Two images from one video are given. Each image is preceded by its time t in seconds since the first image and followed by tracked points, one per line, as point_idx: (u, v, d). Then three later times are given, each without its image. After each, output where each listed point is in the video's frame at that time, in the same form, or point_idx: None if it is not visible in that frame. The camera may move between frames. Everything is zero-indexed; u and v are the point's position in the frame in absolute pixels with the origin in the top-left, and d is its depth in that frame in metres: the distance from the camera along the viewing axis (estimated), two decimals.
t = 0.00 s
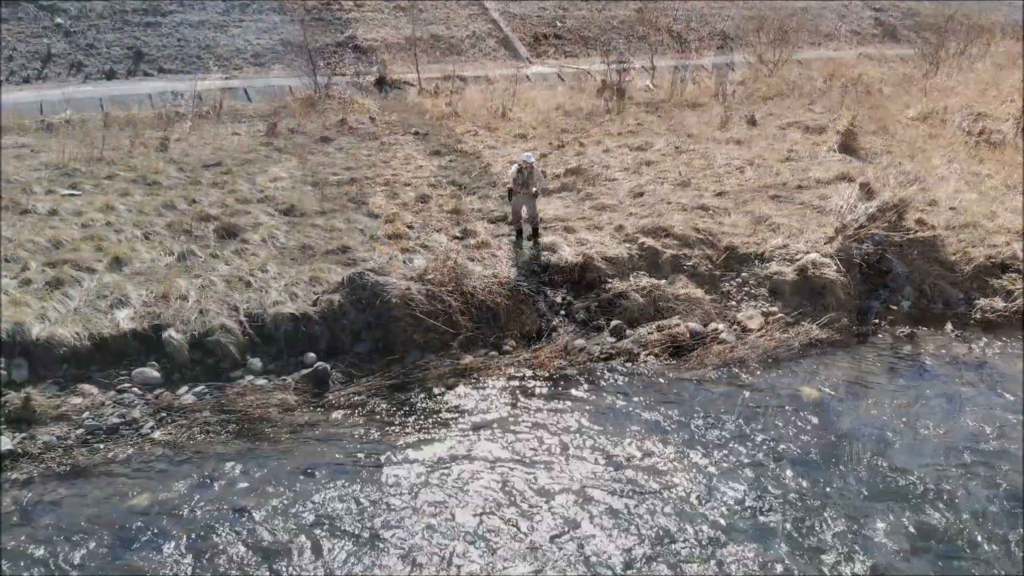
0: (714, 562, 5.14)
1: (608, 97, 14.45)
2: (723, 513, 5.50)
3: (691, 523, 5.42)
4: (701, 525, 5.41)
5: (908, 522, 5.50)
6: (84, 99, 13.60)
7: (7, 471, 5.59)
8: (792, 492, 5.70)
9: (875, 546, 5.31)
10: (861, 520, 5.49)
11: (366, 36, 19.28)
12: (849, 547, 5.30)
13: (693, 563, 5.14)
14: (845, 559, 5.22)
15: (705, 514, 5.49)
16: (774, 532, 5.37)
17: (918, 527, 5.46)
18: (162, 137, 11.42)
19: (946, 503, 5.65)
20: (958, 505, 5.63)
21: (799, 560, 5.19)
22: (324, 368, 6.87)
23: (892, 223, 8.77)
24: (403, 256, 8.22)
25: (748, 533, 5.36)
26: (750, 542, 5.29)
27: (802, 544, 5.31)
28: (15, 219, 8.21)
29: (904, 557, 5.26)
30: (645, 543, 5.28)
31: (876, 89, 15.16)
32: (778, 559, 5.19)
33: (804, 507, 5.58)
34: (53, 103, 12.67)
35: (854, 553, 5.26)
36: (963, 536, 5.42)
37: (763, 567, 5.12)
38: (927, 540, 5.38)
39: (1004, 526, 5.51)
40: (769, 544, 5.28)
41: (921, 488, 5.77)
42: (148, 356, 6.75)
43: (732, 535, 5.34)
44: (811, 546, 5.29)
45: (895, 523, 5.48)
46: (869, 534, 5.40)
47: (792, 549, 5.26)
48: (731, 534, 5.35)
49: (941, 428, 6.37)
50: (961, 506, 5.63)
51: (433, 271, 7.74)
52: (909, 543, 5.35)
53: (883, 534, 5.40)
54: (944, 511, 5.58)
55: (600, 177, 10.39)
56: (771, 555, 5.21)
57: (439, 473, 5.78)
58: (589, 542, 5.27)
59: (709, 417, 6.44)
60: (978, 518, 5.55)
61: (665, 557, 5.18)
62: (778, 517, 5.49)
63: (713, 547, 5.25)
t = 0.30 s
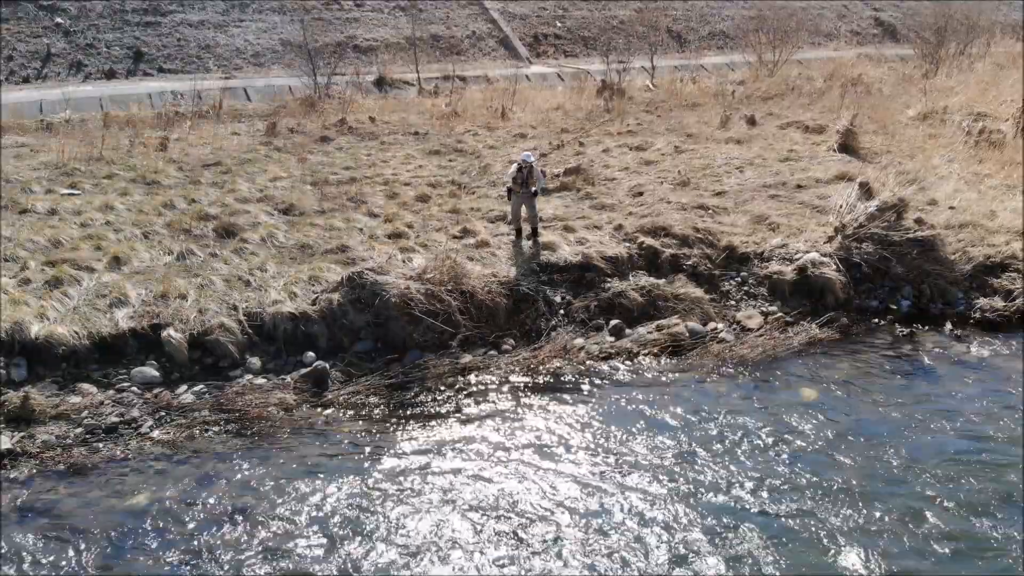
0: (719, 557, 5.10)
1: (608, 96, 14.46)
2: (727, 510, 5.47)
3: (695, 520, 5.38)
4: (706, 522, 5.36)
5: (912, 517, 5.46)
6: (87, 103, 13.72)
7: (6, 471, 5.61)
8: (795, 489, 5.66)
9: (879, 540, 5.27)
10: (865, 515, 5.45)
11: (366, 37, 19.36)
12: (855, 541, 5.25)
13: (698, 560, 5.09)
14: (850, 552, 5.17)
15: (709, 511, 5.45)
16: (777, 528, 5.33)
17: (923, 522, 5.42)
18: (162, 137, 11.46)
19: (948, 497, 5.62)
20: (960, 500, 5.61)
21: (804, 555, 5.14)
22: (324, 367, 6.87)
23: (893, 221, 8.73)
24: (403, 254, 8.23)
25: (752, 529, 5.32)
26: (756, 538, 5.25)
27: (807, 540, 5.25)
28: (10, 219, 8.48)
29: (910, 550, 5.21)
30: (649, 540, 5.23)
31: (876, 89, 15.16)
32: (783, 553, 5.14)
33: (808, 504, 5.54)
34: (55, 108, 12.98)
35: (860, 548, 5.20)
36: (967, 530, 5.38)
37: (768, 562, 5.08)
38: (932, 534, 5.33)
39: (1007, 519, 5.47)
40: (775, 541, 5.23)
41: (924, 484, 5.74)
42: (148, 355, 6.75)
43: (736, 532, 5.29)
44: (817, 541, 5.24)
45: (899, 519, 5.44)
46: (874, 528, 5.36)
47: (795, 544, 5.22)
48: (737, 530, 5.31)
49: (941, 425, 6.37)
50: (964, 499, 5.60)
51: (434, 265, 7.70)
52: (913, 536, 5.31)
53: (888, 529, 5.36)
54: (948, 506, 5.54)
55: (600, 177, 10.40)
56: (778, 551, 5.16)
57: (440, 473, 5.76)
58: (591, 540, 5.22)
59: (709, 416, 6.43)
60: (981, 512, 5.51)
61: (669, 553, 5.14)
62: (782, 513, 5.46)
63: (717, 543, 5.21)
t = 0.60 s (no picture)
0: (722, 557, 5.09)
1: (608, 96, 14.45)
2: (729, 509, 5.45)
3: (698, 519, 5.36)
4: (708, 521, 5.35)
5: (914, 515, 5.45)
6: (87, 103, 13.71)
7: (4, 471, 5.61)
8: (797, 488, 5.65)
9: (882, 538, 5.26)
10: (867, 514, 5.45)
11: (366, 37, 19.36)
12: (857, 540, 5.24)
13: (701, 560, 5.07)
14: (853, 551, 5.16)
15: (712, 510, 5.44)
16: (780, 527, 5.31)
17: (925, 521, 5.41)
18: (162, 137, 11.45)
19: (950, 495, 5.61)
20: (962, 497, 5.59)
21: (806, 555, 5.13)
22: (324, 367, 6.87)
23: (893, 221, 8.73)
24: (403, 254, 8.23)
25: (755, 528, 5.30)
26: (758, 536, 5.24)
27: (810, 539, 5.24)
28: (11, 219, 8.48)
29: (912, 548, 5.20)
30: (651, 539, 5.22)
31: (876, 89, 15.15)
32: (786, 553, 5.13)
33: (810, 502, 5.53)
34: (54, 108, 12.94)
35: (862, 547, 5.19)
36: (970, 528, 5.37)
37: (770, 562, 5.06)
38: (934, 532, 5.32)
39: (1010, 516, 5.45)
40: (778, 540, 5.22)
41: (926, 483, 5.72)
42: (147, 355, 6.76)
43: (739, 531, 5.28)
44: (820, 540, 5.23)
45: (901, 517, 5.43)
46: (876, 526, 5.35)
47: (798, 543, 5.20)
48: (740, 529, 5.29)
49: (942, 424, 6.36)
50: (966, 497, 5.59)
51: (434, 264, 7.70)
52: (916, 534, 5.30)
53: (890, 527, 5.35)
54: (950, 504, 5.54)
55: (600, 177, 10.40)
56: (782, 551, 5.14)
57: (440, 473, 5.75)
58: (593, 539, 5.21)
59: (708, 415, 6.43)
60: (983, 510, 5.50)
61: (672, 552, 5.12)
62: (784, 512, 5.44)
63: (720, 542, 5.19)
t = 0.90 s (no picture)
0: (725, 560, 5.06)
1: (608, 96, 14.43)
2: (730, 512, 5.42)
3: (699, 523, 5.33)
4: (709, 525, 5.32)
5: (915, 517, 5.42)
6: (87, 102, 13.72)
7: (4, 470, 5.60)
8: (799, 492, 5.61)
9: (884, 541, 5.23)
10: (868, 517, 5.42)
11: (366, 36, 19.36)
12: (857, 541, 5.23)
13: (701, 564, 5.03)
14: (853, 554, 5.13)
15: (713, 513, 5.41)
16: (780, 531, 5.29)
17: (926, 522, 5.38)
18: (162, 136, 11.45)
19: (951, 497, 5.58)
20: (963, 500, 5.56)
21: (804, 552, 5.14)
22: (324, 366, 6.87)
23: (893, 220, 8.72)
24: (403, 253, 8.22)
25: (755, 531, 5.28)
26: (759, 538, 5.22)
27: (811, 543, 5.20)
28: (10, 218, 8.48)
29: (913, 550, 5.17)
30: (651, 541, 5.19)
31: (876, 89, 15.14)
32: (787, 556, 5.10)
33: (812, 505, 5.50)
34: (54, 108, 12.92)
35: (863, 549, 5.17)
36: (972, 531, 5.33)
37: (771, 565, 5.03)
38: (935, 534, 5.29)
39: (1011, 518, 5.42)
40: (779, 543, 5.19)
41: (927, 484, 5.70)
42: (147, 354, 6.76)
43: (740, 535, 5.24)
44: (821, 544, 5.20)
45: (902, 520, 5.40)
46: (877, 529, 5.32)
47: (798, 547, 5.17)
48: (741, 533, 5.26)
49: (942, 424, 6.34)
50: (966, 499, 5.57)
51: (434, 263, 7.69)
52: (917, 536, 5.27)
53: (891, 530, 5.32)
54: (952, 507, 5.50)
55: (601, 176, 10.38)
56: (785, 555, 5.11)
57: (439, 475, 5.72)
58: (593, 542, 5.17)
59: (709, 414, 6.42)
60: (984, 511, 5.47)
61: (671, 555, 5.09)
62: (786, 515, 5.41)
63: (720, 545, 5.16)
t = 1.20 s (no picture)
0: (727, 561, 5.04)
1: (608, 96, 14.42)
2: (730, 513, 5.40)
3: (700, 524, 5.31)
4: (711, 525, 5.30)
5: (916, 517, 5.41)
6: (86, 102, 13.71)
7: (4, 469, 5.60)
8: (800, 492, 5.59)
9: (885, 541, 5.22)
10: (869, 517, 5.40)
11: (365, 36, 19.37)
12: (856, 538, 5.24)
13: (703, 565, 5.01)
14: (854, 554, 5.12)
15: (714, 514, 5.39)
16: (782, 531, 5.27)
17: (927, 522, 5.37)
18: (162, 136, 11.45)
19: (951, 497, 5.57)
20: (964, 499, 5.56)
21: (803, 549, 5.14)
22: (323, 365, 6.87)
23: (893, 219, 8.72)
24: (403, 252, 8.22)
25: (757, 531, 5.26)
26: (761, 539, 5.20)
27: (813, 544, 5.18)
28: (10, 218, 8.47)
29: (914, 550, 5.16)
30: (652, 542, 5.17)
31: (875, 88, 15.14)
32: (790, 557, 5.08)
33: (813, 505, 5.48)
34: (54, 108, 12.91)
35: (864, 548, 5.15)
36: (973, 531, 5.32)
37: (772, 565, 5.01)
38: (936, 534, 5.29)
39: (1012, 518, 5.42)
40: (780, 544, 5.17)
41: (926, 483, 5.71)
42: (146, 353, 6.75)
43: (742, 534, 5.24)
44: (824, 544, 5.18)
45: (903, 520, 5.39)
46: (878, 529, 5.31)
47: (800, 547, 5.16)
48: (742, 533, 5.24)
49: (942, 424, 6.33)
50: (967, 499, 5.56)
51: (433, 262, 7.69)
52: (918, 536, 5.26)
53: (893, 530, 5.31)
54: (952, 507, 5.49)
55: (600, 176, 10.38)
56: (787, 555, 5.09)
57: (439, 475, 5.71)
58: (594, 540, 5.18)
59: (708, 413, 6.43)
60: (983, 510, 5.48)
61: (673, 556, 5.08)
62: (787, 515, 5.39)
63: (722, 545, 5.15)
